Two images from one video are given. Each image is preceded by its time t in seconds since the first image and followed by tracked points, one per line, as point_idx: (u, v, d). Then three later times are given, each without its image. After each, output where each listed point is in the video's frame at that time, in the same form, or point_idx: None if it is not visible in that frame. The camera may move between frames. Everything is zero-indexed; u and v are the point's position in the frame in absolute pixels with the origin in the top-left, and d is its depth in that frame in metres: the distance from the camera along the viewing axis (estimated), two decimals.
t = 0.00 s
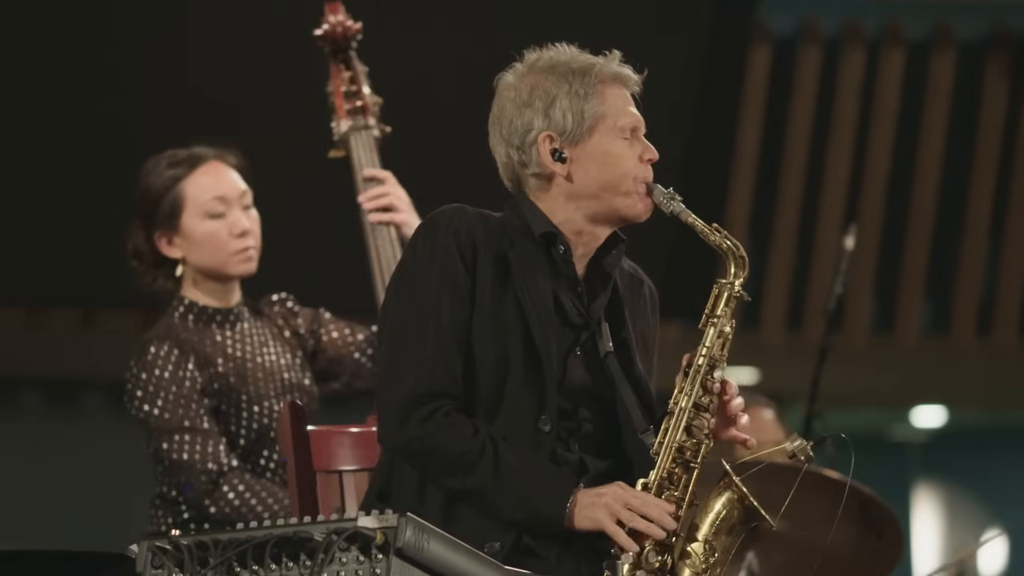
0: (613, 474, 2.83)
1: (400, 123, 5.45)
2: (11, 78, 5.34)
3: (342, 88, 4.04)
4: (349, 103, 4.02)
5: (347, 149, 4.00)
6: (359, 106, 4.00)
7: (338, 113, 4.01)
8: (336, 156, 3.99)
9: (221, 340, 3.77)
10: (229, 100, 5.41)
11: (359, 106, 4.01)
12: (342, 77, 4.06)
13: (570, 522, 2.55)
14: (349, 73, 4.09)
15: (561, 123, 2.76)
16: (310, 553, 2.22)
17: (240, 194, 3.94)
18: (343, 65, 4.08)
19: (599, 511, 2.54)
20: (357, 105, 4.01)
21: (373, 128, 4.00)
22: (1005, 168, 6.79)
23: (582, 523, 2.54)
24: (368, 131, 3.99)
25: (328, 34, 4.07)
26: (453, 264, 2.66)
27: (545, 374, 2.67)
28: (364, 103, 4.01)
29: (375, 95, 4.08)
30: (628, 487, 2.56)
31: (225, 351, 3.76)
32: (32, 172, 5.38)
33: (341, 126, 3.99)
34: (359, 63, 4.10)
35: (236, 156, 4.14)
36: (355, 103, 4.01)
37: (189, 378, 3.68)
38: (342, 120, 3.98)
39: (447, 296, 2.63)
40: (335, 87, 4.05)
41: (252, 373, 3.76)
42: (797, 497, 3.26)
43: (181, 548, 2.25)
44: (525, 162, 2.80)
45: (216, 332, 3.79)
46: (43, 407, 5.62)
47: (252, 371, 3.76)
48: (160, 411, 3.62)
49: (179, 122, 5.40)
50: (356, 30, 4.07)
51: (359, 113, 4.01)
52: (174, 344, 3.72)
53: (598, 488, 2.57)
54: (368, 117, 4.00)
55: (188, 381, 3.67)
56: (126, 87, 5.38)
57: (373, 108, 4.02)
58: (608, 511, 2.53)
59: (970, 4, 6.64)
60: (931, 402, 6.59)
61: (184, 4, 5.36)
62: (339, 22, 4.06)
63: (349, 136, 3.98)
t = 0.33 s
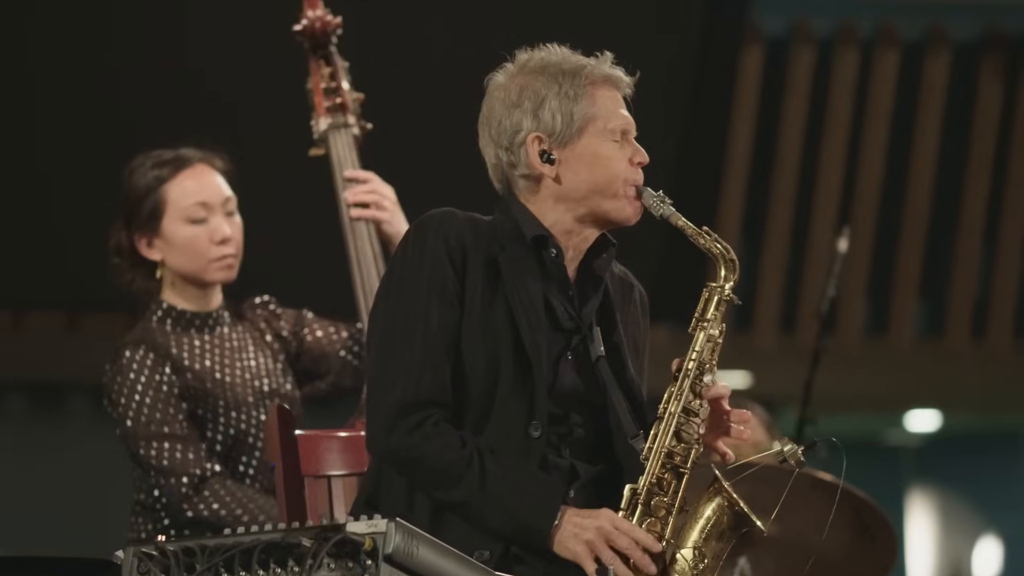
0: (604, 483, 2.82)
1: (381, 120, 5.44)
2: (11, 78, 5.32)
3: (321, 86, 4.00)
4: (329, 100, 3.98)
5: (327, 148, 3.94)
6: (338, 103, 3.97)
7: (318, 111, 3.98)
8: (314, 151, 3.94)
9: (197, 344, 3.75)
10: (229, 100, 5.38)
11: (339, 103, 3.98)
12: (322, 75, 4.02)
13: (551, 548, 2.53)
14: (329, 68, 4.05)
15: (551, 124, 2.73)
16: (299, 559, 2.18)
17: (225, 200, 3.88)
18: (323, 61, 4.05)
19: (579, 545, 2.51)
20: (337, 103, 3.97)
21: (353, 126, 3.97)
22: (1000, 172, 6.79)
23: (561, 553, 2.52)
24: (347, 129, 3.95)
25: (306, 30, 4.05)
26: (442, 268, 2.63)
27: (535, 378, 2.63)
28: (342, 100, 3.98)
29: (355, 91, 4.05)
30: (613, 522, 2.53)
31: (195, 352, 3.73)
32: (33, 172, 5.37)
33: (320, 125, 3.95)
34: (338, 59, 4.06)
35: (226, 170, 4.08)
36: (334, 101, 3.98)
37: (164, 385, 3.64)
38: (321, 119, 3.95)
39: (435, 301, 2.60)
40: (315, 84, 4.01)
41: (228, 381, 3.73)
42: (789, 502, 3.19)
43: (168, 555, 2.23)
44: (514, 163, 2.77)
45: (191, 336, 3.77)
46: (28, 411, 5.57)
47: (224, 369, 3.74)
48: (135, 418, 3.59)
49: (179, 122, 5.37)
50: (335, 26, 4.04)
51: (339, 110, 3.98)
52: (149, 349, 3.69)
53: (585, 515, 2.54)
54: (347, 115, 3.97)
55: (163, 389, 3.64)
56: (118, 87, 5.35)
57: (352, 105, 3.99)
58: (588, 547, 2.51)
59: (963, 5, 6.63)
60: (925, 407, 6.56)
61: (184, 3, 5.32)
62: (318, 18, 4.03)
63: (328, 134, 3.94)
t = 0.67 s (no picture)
0: (594, 485, 2.75)
1: (366, 119, 5.28)
2: (11, 79, 5.29)
3: (303, 86, 3.97)
4: (312, 100, 3.96)
5: (311, 149, 3.91)
6: (322, 103, 3.95)
7: (300, 112, 3.95)
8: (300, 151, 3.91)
9: (196, 344, 3.71)
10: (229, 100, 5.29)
11: (322, 104, 3.96)
12: (305, 74, 4.00)
13: (545, 550, 2.47)
14: (312, 67, 4.03)
15: (537, 125, 2.69)
16: (288, 564, 2.16)
17: (225, 205, 3.79)
18: (306, 61, 4.03)
19: (575, 547, 2.45)
20: (319, 103, 3.95)
21: (336, 126, 3.94)
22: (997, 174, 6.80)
23: (555, 555, 2.46)
24: (331, 130, 3.93)
25: (288, 29, 4.02)
26: (428, 272, 2.59)
27: (525, 382, 2.59)
28: (326, 100, 3.95)
29: (338, 91, 4.02)
30: (609, 524, 2.46)
31: (193, 352, 3.69)
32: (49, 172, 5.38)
33: (303, 125, 3.92)
34: (322, 58, 4.04)
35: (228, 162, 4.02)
36: (317, 101, 3.96)
37: (158, 381, 3.61)
38: (304, 120, 3.92)
39: (422, 306, 2.56)
40: (297, 85, 3.98)
41: (223, 383, 3.68)
42: (782, 505, 3.18)
43: (156, 560, 2.25)
44: (501, 165, 2.74)
45: (187, 336, 3.72)
46: (14, 416, 5.66)
47: (224, 365, 3.72)
48: (127, 409, 3.56)
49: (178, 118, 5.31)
50: (317, 24, 4.02)
51: (323, 110, 3.96)
52: (146, 343, 3.66)
53: (581, 518, 2.48)
54: (331, 115, 3.95)
55: (158, 384, 3.60)
56: (110, 87, 5.29)
57: (335, 105, 3.96)
58: (585, 549, 2.44)
59: (960, 6, 6.62)
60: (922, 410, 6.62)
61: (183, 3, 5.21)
62: (300, 17, 4.00)
63: (311, 135, 3.92)
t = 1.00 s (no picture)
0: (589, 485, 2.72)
1: (361, 121, 5.25)
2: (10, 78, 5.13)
3: (298, 89, 3.94)
4: (307, 102, 3.93)
5: (304, 152, 3.90)
6: (316, 105, 3.92)
7: (295, 114, 3.92)
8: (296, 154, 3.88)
9: (196, 346, 3.68)
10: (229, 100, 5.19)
11: (316, 106, 3.93)
12: (302, 76, 3.97)
13: (542, 532, 2.45)
14: (307, 70, 3.99)
15: (527, 122, 2.67)
16: (280, 570, 2.17)
17: (239, 195, 3.81)
18: (302, 63, 4.00)
19: (573, 521, 2.43)
20: (314, 105, 3.92)
21: (331, 128, 3.92)
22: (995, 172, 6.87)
23: (554, 531, 2.44)
24: (324, 132, 3.90)
25: (283, 30, 3.98)
26: (416, 265, 2.56)
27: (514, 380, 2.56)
28: (320, 102, 3.93)
29: (334, 93, 3.99)
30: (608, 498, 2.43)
31: (194, 354, 3.66)
32: (49, 172, 5.23)
33: (297, 128, 3.90)
34: (317, 60, 4.01)
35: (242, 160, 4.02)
36: (312, 103, 3.93)
37: (160, 382, 3.57)
38: (299, 122, 3.90)
39: (410, 299, 2.53)
40: (293, 87, 3.95)
41: (222, 388, 3.64)
42: (775, 506, 3.12)
43: (146, 566, 2.25)
44: (490, 163, 2.71)
45: (191, 339, 3.69)
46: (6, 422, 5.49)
47: (227, 366, 3.69)
48: (126, 410, 3.52)
49: (176, 116, 5.21)
50: (313, 26, 3.99)
51: (317, 113, 3.93)
52: (150, 344, 3.62)
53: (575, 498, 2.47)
54: (325, 118, 3.92)
55: (158, 385, 3.56)
56: (108, 87, 5.18)
57: (330, 108, 3.93)
58: (582, 520, 2.43)
59: (957, 6, 6.67)
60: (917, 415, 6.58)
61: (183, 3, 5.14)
62: (295, 18, 3.96)
63: (305, 138, 3.90)
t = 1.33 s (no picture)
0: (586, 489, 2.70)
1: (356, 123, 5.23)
2: (10, 74, 4.87)
3: (293, 89, 3.97)
4: (301, 104, 3.95)
5: (300, 153, 3.92)
6: (310, 107, 3.94)
7: (290, 115, 3.94)
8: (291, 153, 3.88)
9: (174, 351, 3.67)
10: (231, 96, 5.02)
11: (311, 107, 3.95)
12: (296, 77, 4.00)
13: (537, 539, 2.42)
14: (302, 71, 4.01)
15: (525, 122, 2.66)
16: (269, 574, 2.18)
17: (245, 214, 3.82)
18: (297, 64, 4.01)
19: (570, 528, 2.40)
20: (309, 106, 3.94)
21: (326, 130, 3.95)
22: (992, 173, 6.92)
23: (550, 540, 2.41)
24: (319, 133, 3.93)
25: (278, 31, 4.01)
26: (411, 264, 2.54)
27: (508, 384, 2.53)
28: (315, 103, 3.95)
29: (328, 95, 4.01)
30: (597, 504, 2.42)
31: (172, 358, 3.65)
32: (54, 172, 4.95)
33: (292, 129, 3.92)
34: (313, 61, 4.03)
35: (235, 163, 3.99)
36: (307, 104, 3.95)
37: (140, 392, 3.56)
38: (293, 123, 3.92)
39: (406, 299, 2.50)
40: (287, 87, 3.98)
41: (203, 391, 3.64)
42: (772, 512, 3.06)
43: (134, 571, 2.22)
44: (487, 162, 2.70)
45: (167, 345, 3.67)
46: None
47: (201, 373, 3.66)
48: (108, 423, 3.51)
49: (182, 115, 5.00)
50: (307, 27, 4.01)
51: (312, 114, 3.95)
52: (125, 354, 3.60)
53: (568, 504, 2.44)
54: (321, 119, 3.94)
55: (139, 395, 3.56)
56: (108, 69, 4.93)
57: (325, 108, 3.96)
58: (580, 531, 2.40)
59: (953, 5, 6.74)
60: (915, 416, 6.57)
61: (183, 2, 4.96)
62: (290, 19, 3.99)
63: (300, 139, 3.92)
